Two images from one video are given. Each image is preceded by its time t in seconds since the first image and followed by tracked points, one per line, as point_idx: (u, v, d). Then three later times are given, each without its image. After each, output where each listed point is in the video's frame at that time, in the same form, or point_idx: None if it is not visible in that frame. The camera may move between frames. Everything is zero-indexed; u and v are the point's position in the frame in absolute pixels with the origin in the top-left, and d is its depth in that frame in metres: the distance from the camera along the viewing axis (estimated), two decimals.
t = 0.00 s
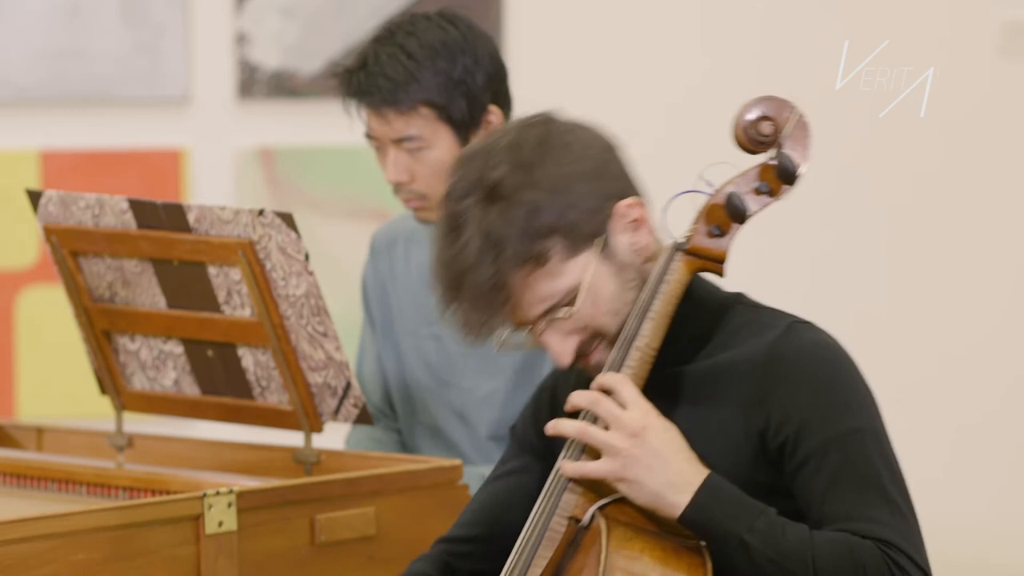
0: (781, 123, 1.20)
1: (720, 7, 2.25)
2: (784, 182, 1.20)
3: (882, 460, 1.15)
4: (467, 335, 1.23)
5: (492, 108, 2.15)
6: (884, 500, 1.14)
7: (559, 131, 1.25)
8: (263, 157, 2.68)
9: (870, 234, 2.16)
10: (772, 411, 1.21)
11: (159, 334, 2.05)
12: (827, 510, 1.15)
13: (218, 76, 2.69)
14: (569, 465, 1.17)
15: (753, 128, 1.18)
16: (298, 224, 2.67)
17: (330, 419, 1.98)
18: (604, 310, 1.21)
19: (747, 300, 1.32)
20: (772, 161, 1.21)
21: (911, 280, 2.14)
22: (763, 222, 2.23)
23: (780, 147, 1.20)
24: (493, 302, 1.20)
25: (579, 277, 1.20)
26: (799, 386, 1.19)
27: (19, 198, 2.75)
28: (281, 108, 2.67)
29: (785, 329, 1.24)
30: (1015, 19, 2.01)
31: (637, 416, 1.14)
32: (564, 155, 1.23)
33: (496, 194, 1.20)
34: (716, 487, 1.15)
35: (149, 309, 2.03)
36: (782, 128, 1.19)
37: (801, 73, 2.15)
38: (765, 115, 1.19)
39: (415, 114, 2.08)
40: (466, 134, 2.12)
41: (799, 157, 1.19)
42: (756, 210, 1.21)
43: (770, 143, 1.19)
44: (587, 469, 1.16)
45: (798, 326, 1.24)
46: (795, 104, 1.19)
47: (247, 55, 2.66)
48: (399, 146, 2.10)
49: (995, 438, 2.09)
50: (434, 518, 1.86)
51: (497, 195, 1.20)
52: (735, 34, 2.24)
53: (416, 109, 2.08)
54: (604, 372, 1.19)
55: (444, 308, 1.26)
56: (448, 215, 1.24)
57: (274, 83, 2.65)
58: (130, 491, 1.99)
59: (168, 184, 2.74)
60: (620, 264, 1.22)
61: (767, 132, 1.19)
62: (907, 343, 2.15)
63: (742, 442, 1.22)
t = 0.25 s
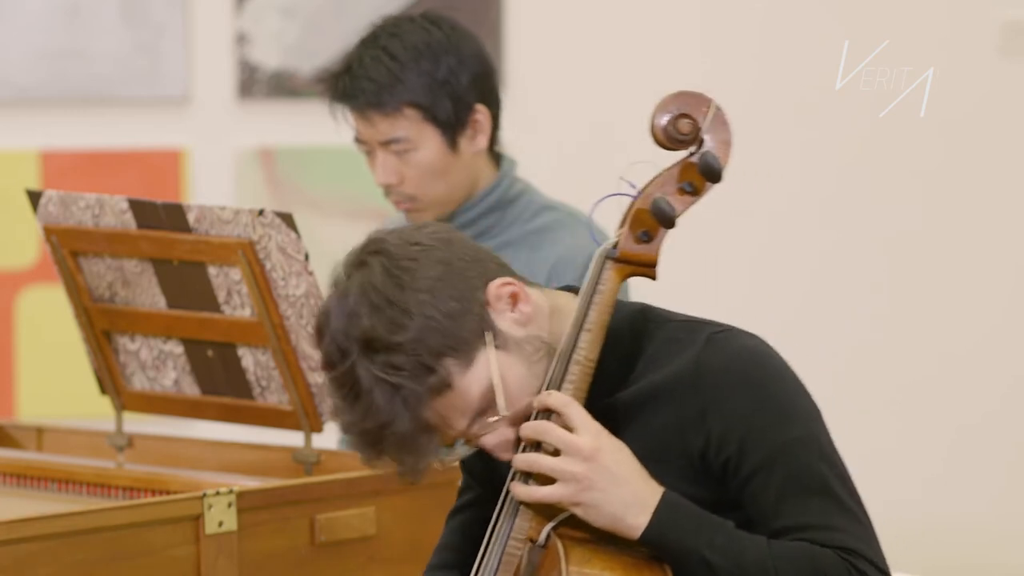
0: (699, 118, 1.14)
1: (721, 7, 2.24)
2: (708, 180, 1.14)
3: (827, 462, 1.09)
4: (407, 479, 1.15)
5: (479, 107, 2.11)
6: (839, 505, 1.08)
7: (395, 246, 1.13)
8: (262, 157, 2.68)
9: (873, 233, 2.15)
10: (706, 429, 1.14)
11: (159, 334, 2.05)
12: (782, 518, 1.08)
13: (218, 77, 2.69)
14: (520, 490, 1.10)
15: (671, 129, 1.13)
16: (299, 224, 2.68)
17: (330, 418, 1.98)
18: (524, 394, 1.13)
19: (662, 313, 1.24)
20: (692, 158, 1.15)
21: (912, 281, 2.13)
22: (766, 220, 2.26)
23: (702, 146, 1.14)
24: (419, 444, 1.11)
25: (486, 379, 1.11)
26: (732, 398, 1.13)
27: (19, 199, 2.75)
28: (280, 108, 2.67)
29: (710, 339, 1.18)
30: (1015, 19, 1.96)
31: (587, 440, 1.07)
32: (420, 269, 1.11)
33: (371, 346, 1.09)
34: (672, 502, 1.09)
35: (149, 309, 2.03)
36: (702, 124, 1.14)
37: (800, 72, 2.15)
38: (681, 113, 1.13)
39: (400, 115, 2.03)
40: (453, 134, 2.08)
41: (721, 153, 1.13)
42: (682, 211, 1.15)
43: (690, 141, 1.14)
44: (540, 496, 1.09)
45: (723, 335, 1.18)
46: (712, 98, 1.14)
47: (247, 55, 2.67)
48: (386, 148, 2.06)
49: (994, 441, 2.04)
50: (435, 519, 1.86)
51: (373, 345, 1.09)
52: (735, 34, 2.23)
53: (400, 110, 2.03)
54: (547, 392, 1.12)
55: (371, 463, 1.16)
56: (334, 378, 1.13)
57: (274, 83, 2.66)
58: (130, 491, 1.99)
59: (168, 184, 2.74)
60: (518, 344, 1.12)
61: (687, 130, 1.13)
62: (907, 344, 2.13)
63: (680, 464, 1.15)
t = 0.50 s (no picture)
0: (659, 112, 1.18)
1: (720, 7, 2.24)
2: (669, 172, 1.17)
3: (809, 459, 1.15)
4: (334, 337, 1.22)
5: (467, 103, 2.15)
6: (820, 500, 1.14)
7: (441, 140, 1.25)
8: (263, 157, 2.68)
9: (875, 233, 2.15)
10: (692, 421, 1.19)
11: (159, 334, 2.05)
12: (763, 512, 1.14)
13: (218, 77, 2.70)
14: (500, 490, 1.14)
15: (630, 123, 1.17)
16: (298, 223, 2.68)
17: (330, 418, 1.98)
18: (476, 323, 1.19)
19: (650, 304, 1.30)
20: (652, 152, 1.18)
21: (911, 282, 2.13)
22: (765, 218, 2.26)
23: (660, 135, 1.18)
24: (359, 306, 1.20)
25: (445, 286, 1.19)
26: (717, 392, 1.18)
27: (20, 198, 2.75)
28: (280, 108, 2.67)
29: (696, 334, 1.23)
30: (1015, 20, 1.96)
31: (562, 442, 1.11)
32: (445, 165, 1.23)
33: (368, 202, 1.21)
34: (650, 497, 1.14)
35: (149, 309, 2.03)
36: (661, 117, 1.18)
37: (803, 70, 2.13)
38: (640, 106, 1.17)
39: (388, 109, 2.07)
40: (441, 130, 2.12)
41: (681, 146, 1.17)
42: (644, 204, 1.18)
43: (650, 135, 1.17)
44: (518, 493, 1.13)
45: (708, 329, 1.23)
46: (671, 92, 1.18)
47: (247, 55, 2.66)
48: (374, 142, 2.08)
49: (994, 441, 2.04)
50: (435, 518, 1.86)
51: (369, 202, 1.21)
52: (734, 34, 2.22)
53: (388, 103, 2.07)
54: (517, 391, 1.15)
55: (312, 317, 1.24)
56: (326, 221, 1.25)
57: (274, 83, 2.66)
58: (130, 491, 1.99)
59: (168, 184, 2.74)
60: (496, 277, 1.20)
61: (646, 124, 1.17)
62: (907, 343, 2.13)
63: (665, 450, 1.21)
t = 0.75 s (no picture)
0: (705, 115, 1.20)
1: (721, 7, 2.25)
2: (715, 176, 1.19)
3: (851, 442, 1.15)
4: (398, 227, 1.37)
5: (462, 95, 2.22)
6: (856, 478, 1.13)
7: (572, 92, 1.34)
8: (262, 157, 2.68)
9: (878, 232, 2.14)
10: (738, 402, 1.21)
11: (159, 334, 2.05)
12: (799, 490, 1.13)
13: (218, 76, 2.70)
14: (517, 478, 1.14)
15: (677, 125, 1.19)
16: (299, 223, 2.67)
17: (330, 419, 1.98)
18: (524, 271, 1.30)
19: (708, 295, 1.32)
20: (696, 154, 1.21)
21: (913, 282, 2.12)
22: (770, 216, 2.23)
23: (706, 138, 1.20)
24: (429, 208, 1.33)
25: (511, 228, 1.31)
26: (764, 374, 1.19)
27: (20, 198, 2.75)
28: (280, 108, 2.67)
29: (746, 321, 1.24)
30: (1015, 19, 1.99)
31: (587, 424, 1.12)
32: (558, 118, 1.32)
33: (479, 121, 1.34)
34: (681, 477, 1.13)
35: (149, 310, 2.03)
36: (707, 119, 1.20)
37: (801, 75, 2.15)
38: (687, 108, 1.19)
39: (382, 95, 2.15)
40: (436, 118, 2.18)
41: (726, 148, 1.19)
42: (686, 205, 1.20)
43: (696, 137, 1.19)
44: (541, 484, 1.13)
45: (760, 318, 1.25)
46: (717, 95, 1.20)
47: (247, 55, 2.66)
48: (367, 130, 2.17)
49: (997, 441, 2.06)
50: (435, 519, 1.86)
51: (480, 120, 1.34)
52: (735, 34, 2.23)
53: (383, 90, 2.15)
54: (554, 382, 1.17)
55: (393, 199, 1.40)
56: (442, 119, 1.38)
57: (274, 83, 2.66)
58: (130, 491, 1.99)
59: (168, 184, 2.74)
60: (562, 240, 1.30)
61: (693, 126, 1.19)
62: (907, 344, 2.13)
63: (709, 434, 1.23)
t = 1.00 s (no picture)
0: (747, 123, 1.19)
1: (723, 6, 2.25)
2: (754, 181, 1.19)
3: (872, 444, 1.13)
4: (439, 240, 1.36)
5: (458, 88, 2.30)
6: (873, 476, 1.11)
7: (601, 92, 1.32)
8: (262, 157, 2.68)
9: (878, 232, 2.14)
10: (762, 402, 1.20)
11: (159, 334, 2.05)
12: (816, 483, 1.12)
13: (218, 76, 2.69)
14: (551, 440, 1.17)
15: (718, 132, 1.17)
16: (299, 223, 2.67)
17: (330, 419, 1.98)
18: (558, 275, 1.28)
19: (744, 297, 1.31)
20: (737, 161, 1.20)
21: (913, 282, 2.12)
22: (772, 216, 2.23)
23: (748, 146, 1.19)
24: (463, 219, 1.32)
25: (543, 232, 1.29)
26: (787, 373, 1.19)
27: (20, 198, 2.75)
28: (281, 108, 2.67)
29: (775, 323, 1.24)
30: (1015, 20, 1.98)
31: (619, 387, 1.15)
32: (588, 120, 1.30)
33: (507, 128, 1.31)
34: (709, 451, 1.13)
35: (149, 310, 2.03)
36: (749, 127, 1.18)
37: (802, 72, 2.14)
38: (729, 115, 1.17)
39: (379, 83, 2.23)
40: (432, 111, 2.27)
41: (766, 158, 1.18)
42: (723, 212, 1.20)
43: (737, 144, 1.18)
44: (572, 445, 1.15)
45: (790, 322, 1.24)
46: (760, 103, 1.18)
47: (247, 55, 2.66)
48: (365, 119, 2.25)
49: (996, 442, 2.06)
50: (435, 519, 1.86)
51: (508, 128, 1.31)
52: (737, 33, 2.23)
53: (380, 78, 2.23)
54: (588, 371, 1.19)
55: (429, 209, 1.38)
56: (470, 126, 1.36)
57: (274, 83, 2.66)
58: (130, 491, 1.99)
59: (168, 184, 2.74)
60: (594, 241, 1.28)
61: (734, 133, 1.17)
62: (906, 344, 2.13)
63: (732, 433, 1.22)
